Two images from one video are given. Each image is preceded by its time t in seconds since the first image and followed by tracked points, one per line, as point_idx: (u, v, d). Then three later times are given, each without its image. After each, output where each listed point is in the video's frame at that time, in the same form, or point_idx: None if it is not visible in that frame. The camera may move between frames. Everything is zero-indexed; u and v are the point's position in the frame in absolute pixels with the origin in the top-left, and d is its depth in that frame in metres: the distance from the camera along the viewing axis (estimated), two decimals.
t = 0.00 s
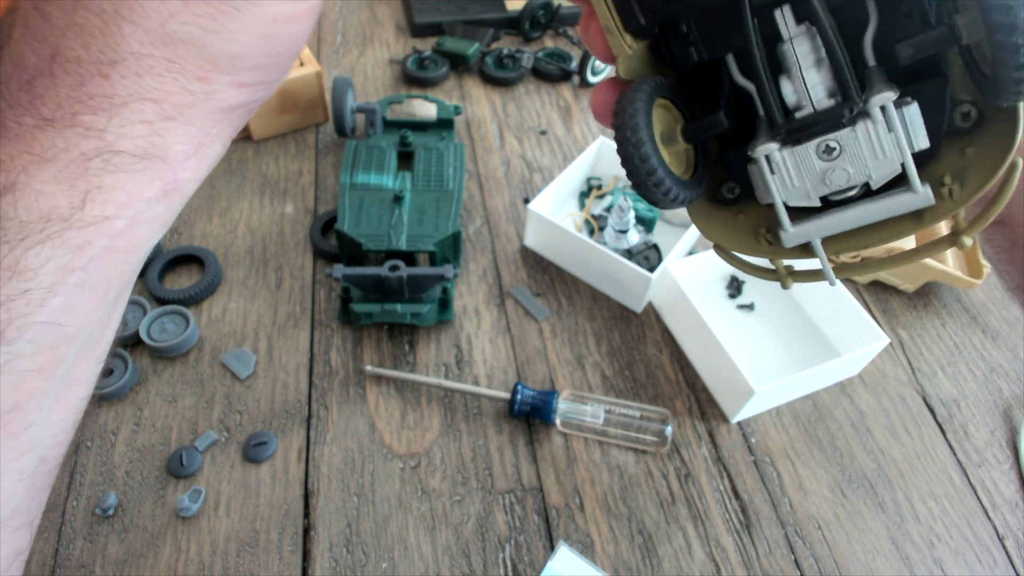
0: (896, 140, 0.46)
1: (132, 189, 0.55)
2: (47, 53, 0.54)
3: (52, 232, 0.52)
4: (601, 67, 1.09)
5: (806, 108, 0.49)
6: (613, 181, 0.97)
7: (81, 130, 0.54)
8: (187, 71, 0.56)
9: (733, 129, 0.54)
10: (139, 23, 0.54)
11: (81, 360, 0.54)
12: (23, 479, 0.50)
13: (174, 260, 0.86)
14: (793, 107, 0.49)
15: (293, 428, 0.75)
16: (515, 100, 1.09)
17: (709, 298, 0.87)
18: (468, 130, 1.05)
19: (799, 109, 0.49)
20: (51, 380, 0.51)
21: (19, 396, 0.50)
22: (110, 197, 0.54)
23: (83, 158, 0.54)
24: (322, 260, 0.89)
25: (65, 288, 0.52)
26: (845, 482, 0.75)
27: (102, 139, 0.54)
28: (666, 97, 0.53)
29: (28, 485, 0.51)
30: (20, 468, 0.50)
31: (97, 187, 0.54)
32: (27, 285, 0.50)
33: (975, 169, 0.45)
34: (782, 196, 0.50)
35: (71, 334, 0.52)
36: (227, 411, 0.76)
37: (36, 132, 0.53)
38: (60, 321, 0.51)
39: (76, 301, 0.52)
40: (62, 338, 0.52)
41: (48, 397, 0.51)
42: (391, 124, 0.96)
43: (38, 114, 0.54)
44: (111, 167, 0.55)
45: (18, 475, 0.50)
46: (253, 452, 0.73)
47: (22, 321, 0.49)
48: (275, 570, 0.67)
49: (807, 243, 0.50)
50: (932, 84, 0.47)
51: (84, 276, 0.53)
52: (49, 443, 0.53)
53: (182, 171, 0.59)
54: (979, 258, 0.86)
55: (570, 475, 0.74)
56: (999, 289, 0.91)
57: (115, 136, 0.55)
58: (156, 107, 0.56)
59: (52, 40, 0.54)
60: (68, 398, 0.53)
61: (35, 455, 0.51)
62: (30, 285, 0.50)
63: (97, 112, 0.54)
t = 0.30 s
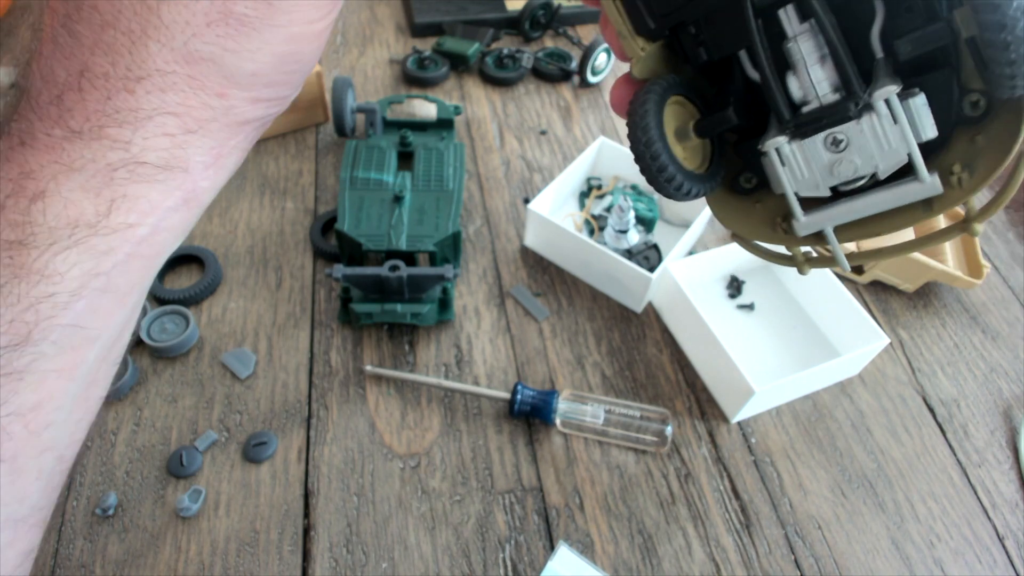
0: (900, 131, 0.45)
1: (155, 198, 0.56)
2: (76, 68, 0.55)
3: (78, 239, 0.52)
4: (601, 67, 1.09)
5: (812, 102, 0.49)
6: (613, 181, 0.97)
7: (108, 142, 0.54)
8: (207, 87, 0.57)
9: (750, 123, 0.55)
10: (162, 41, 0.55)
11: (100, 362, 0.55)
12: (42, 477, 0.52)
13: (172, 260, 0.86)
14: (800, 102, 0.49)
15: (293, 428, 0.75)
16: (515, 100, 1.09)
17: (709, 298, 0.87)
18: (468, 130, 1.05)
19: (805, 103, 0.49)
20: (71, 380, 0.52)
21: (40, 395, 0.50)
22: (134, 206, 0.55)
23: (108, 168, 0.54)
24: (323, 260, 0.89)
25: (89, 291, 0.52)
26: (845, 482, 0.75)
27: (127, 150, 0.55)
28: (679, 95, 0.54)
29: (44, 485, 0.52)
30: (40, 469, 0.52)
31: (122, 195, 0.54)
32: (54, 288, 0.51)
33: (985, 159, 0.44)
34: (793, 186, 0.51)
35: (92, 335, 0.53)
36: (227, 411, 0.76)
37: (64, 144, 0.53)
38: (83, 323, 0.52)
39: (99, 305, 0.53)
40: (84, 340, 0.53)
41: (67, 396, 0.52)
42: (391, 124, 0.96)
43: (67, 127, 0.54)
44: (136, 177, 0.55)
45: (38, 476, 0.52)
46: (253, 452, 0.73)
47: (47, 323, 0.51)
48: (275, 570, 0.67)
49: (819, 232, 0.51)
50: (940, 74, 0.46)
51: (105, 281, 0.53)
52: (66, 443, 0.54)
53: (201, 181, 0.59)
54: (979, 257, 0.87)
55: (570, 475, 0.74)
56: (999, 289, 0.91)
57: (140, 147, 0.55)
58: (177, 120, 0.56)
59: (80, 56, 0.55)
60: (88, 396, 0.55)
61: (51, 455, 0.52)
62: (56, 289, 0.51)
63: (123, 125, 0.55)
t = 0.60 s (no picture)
0: (892, 133, 0.43)
1: (147, 191, 0.56)
2: (74, 64, 0.55)
3: (72, 230, 0.53)
4: (601, 67, 1.09)
5: (807, 104, 0.47)
6: (613, 181, 0.97)
7: (102, 136, 0.55)
8: (201, 87, 0.57)
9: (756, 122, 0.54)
10: (159, 38, 0.55)
11: (93, 354, 0.55)
12: (36, 466, 0.52)
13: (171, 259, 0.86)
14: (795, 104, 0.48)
15: (293, 428, 0.75)
16: (515, 100, 1.09)
17: (709, 298, 0.87)
18: (468, 130, 1.05)
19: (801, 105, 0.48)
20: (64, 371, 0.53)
21: (35, 386, 0.51)
22: (126, 200, 0.55)
23: (102, 160, 0.55)
24: (323, 261, 0.89)
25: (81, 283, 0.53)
26: (845, 482, 0.75)
27: (121, 144, 0.55)
28: (682, 100, 0.54)
29: (39, 473, 0.53)
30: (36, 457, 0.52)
31: (115, 189, 0.55)
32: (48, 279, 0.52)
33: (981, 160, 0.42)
34: (789, 188, 0.49)
35: (85, 327, 0.54)
36: (227, 411, 0.76)
37: (60, 138, 0.54)
38: (76, 314, 0.53)
39: (92, 298, 0.54)
40: (77, 331, 0.53)
41: (61, 388, 0.53)
42: (391, 124, 0.96)
43: (63, 121, 0.54)
44: (129, 171, 0.55)
45: (32, 463, 0.52)
46: (253, 452, 0.73)
47: (41, 314, 0.51)
48: (275, 570, 0.67)
49: (814, 233, 0.49)
50: (940, 71, 0.44)
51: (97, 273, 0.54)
52: (60, 433, 0.54)
53: (192, 176, 0.60)
54: (979, 257, 0.87)
55: (570, 475, 0.74)
56: (999, 289, 0.91)
57: (133, 142, 0.56)
58: (171, 117, 0.56)
59: (79, 53, 0.55)
60: (81, 388, 0.55)
61: (47, 444, 0.53)
62: (51, 280, 0.52)
63: (118, 120, 0.55)
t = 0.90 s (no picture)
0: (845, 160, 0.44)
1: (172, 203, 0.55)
2: (116, 84, 0.51)
3: (101, 238, 0.52)
4: (601, 67, 1.09)
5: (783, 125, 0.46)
6: (613, 181, 0.96)
7: (138, 152, 0.52)
8: (233, 108, 0.54)
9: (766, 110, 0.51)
10: (203, 63, 0.51)
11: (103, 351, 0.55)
12: (45, 456, 0.51)
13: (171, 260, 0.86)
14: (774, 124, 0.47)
15: (293, 428, 0.75)
16: (515, 100, 1.09)
17: (709, 298, 0.87)
18: (468, 130, 1.05)
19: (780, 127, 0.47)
20: (76, 366, 0.52)
21: (49, 382, 0.51)
22: (154, 210, 0.54)
23: (135, 174, 0.52)
24: (323, 261, 0.89)
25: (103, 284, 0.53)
26: (845, 482, 0.75)
27: (155, 159, 0.52)
28: (700, 105, 0.49)
29: (46, 461, 0.52)
30: (46, 443, 0.51)
31: (143, 201, 0.53)
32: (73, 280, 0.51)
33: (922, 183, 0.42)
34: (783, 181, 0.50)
35: (101, 326, 0.53)
36: (228, 411, 0.76)
37: (97, 153, 0.51)
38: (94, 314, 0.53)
39: (109, 299, 0.54)
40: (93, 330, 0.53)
41: (73, 384, 0.53)
42: (391, 124, 0.96)
43: (98, 134, 0.51)
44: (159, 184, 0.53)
45: (42, 451, 0.51)
46: (253, 452, 0.73)
47: (64, 314, 0.51)
48: (275, 570, 0.67)
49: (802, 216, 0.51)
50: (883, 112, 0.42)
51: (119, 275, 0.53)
52: (67, 425, 0.53)
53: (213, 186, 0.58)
54: (979, 258, 0.87)
55: (570, 474, 0.74)
56: (999, 289, 0.91)
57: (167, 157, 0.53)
58: (203, 134, 0.54)
59: (121, 73, 0.51)
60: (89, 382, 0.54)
61: (55, 435, 0.52)
62: (76, 281, 0.51)
63: (155, 138, 0.52)
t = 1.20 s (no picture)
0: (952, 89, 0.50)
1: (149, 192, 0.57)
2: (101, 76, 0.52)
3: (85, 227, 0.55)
4: (600, 66, 1.09)
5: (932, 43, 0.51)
6: (613, 181, 0.97)
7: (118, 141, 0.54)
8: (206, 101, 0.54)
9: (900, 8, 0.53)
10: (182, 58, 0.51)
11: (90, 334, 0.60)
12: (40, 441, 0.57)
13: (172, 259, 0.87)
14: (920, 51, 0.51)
15: (293, 428, 0.75)
16: (515, 100, 1.09)
17: (709, 298, 0.87)
18: (468, 130, 1.05)
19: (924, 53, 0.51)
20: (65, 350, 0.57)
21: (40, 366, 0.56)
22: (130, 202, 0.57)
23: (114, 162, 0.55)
24: (323, 261, 0.89)
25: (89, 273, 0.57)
26: (845, 482, 0.75)
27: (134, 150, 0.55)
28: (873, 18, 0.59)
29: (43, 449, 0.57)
30: (24, 485, 0.43)
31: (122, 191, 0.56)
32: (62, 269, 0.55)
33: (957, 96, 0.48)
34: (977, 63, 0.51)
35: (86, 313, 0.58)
36: (227, 411, 0.76)
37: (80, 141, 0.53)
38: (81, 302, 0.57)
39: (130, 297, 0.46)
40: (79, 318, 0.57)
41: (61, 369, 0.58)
42: (392, 124, 0.96)
43: (102, 136, 0.38)
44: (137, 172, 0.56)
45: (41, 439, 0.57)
46: (253, 452, 0.73)
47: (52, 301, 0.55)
48: (275, 570, 0.67)
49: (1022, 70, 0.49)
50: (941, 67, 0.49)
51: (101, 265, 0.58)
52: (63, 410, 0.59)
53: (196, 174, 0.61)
54: (979, 258, 0.87)
55: (570, 474, 0.74)
56: (999, 289, 0.91)
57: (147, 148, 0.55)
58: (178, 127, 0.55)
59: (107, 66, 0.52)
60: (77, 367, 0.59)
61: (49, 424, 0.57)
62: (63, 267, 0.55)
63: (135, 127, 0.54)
